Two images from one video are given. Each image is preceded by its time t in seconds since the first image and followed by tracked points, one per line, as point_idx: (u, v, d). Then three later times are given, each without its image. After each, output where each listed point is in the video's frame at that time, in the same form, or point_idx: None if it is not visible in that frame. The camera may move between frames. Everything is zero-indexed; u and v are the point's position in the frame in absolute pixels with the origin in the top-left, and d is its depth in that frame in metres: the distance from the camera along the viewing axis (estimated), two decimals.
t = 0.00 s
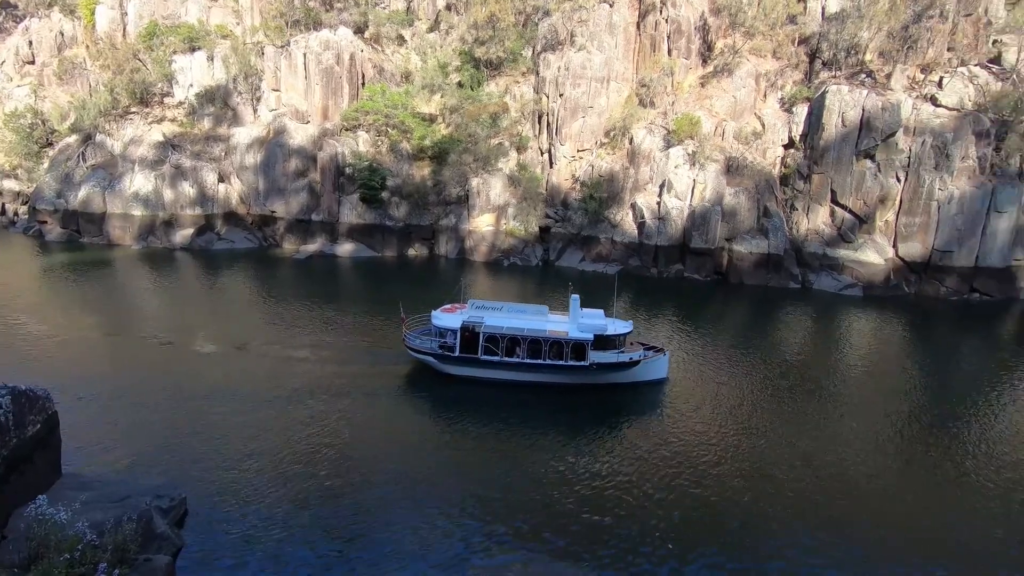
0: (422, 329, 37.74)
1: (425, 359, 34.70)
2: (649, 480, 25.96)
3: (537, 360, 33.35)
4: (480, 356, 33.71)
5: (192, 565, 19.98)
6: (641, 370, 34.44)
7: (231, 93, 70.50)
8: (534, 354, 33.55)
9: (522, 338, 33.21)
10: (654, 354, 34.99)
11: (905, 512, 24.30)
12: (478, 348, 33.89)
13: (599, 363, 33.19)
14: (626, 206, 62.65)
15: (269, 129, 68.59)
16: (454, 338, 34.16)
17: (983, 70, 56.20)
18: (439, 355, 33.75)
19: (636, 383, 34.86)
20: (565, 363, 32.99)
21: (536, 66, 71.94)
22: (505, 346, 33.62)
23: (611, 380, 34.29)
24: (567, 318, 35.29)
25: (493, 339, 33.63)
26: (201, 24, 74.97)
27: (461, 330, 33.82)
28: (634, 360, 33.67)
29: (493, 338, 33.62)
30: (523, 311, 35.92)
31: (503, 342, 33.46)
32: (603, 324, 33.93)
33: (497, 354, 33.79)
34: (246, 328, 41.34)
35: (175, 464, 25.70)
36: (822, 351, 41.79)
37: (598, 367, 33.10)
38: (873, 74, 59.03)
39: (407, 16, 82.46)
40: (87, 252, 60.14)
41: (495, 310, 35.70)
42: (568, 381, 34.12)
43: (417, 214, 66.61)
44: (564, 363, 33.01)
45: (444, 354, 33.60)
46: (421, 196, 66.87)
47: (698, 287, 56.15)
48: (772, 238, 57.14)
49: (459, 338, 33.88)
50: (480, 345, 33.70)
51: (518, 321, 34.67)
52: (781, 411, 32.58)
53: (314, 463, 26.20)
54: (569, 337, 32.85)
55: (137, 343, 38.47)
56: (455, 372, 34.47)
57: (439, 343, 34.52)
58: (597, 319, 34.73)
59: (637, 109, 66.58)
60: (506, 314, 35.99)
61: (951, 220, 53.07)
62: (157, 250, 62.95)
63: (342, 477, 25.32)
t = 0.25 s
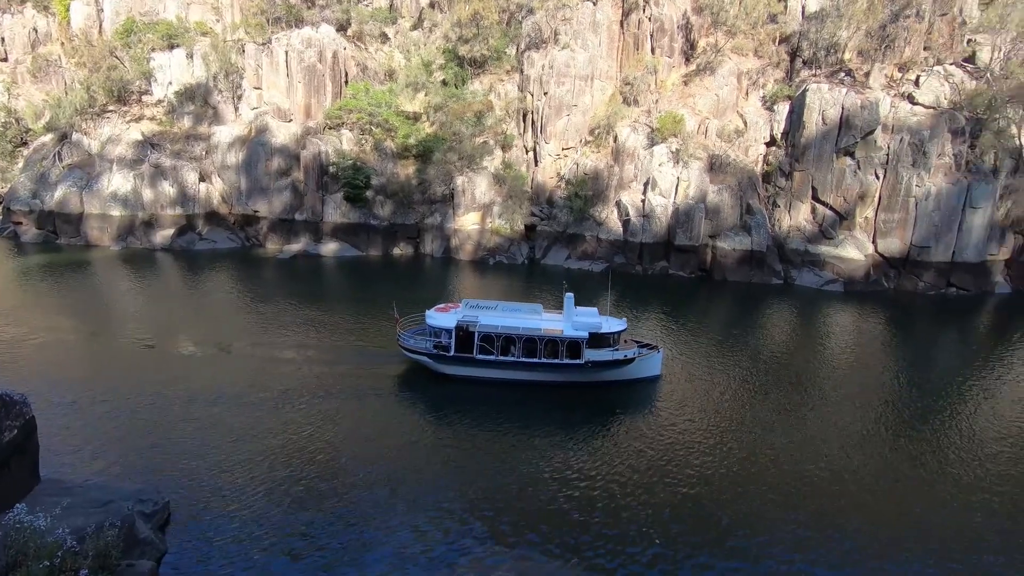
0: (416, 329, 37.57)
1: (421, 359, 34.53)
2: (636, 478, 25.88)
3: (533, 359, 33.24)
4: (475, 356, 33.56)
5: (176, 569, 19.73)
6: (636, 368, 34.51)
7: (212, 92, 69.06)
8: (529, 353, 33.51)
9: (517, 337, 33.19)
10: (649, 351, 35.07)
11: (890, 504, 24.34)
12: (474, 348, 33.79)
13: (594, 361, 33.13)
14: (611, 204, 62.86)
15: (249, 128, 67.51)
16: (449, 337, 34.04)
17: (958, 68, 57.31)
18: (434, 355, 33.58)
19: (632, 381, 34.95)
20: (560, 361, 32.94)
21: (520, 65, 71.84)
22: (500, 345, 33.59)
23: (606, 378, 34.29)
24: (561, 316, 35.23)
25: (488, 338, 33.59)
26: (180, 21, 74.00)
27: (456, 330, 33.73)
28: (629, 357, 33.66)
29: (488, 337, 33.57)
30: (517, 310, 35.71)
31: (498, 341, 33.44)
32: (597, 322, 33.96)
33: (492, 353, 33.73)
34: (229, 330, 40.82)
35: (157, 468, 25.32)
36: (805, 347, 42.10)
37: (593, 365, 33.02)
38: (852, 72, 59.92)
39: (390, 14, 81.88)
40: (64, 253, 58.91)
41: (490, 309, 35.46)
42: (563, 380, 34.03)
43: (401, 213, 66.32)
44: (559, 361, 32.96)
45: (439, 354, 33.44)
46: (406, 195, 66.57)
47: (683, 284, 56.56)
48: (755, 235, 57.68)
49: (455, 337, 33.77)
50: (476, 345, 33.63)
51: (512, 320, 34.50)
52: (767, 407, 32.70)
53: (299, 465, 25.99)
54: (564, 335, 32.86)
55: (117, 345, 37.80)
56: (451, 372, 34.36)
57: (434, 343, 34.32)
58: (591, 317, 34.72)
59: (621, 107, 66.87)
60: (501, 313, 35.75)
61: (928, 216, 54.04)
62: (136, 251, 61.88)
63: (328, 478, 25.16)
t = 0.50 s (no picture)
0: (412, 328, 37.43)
1: (417, 359, 34.41)
2: (626, 476, 25.95)
3: (531, 358, 33.25)
4: (472, 356, 33.49)
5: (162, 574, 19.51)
6: (633, 365, 34.62)
7: (193, 90, 68.59)
8: (526, 352, 33.53)
9: (513, 336, 33.22)
10: (644, 348, 35.20)
11: (874, 499, 24.61)
12: (470, 347, 33.71)
13: (591, 359, 33.21)
14: (597, 202, 63.14)
15: (233, 127, 66.60)
16: (446, 337, 33.95)
17: (937, 67, 58.53)
18: (431, 355, 33.46)
19: (629, 378, 35.11)
20: (557, 360, 32.98)
21: (506, 63, 71.69)
22: (497, 345, 33.60)
23: (602, 376, 34.40)
24: (557, 314, 35.21)
25: (485, 337, 33.58)
26: (160, 18, 73.04)
27: (452, 329, 33.63)
28: (625, 355, 33.70)
29: (485, 337, 33.56)
30: (514, 309, 35.12)
31: (495, 340, 33.46)
32: (593, 320, 34.00)
33: (489, 353, 33.72)
34: (214, 331, 40.37)
35: (142, 472, 25.01)
36: (791, 344, 42.52)
37: (590, 364, 33.11)
38: (834, 71, 60.63)
39: (374, 12, 81.27)
40: (43, 254, 57.91)
41: (486, 309, 34.84)
42: (560, 378, 34.12)
43: (388, 212, 65.94)
44: (556, 360, 32.99)
45: (436, 354, 33.33)
46: (392, 194, 66.25)
47: (669, 281, 57.05)
48: (740, 232, 58.27)
49: (451, 337, 33.69)
50: (472, 344, 33.59)
51: (509, 319, 34.40)
52: (754, 404, 32.96)
53: (287, 466, 25.80)
54: (560, 334, 32.93)
55: (99, 348, 37.21)
56: (448, 371, 34.33)
57: (431, 343, 34.17)
58: (587, 315, 34.70)
59: (607, 106, 67.10)
60: (497, 313, 35.02)
61: (909, 213, 54.87)
62: (118, 251, 61.02)
63: (316, 479, 25.02)
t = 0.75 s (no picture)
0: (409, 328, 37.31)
1: (413, 360, 34.33)
2: (615, 475, 25.98)
3: (528, 357, 33.26)
4: (469, 355, 33.48)
5: None
6: (629, 363, 34.68)
7: (175, 88, 67.55)
8: (523, 351, 33.52)
9: (510, 336, 33.17)
10: (640, 347, 35.30)
11: (860, 494, 24.93)
12: (467, 347, 33.68)
13: (588, 358, 33.28)
14: (584, 201, 63.44)
15: (216, 126, 65.84)
16: (442, 337, 33.85)
17: (917, 67, 59.63)
18: (428, 355, 33.40)
19: (627, 375, 35.21)
20: (554, 359, 32.99)
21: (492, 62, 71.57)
22: (494, 345, 33.57)
23: (599, 374, 34.48)
24: (553, 313, 35.15)
25: (481, 337, 33.52)
26: (141, 16, 72.07)
27: (449, 330, 33.54)
28: (621, 354, 33.76)
29: (481, 337, 33.51)
30: (510, 309, 35.11)
31: (491, 340, 33.42)
32: (589, 319, 33.99)
33: (485, 352, 33.70)
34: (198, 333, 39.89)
35: (124, 477, 24.65)
36: (776, 340, 42.97)
37: (586, 362, 33.19)
38: (817, 71, 61.29)
39: (360, 10, 80.66)
40: (22, 256, 56.91)
41: (482, 308, 34.88)
42: (557, 376, 34.18)
43: (375, 212, 65.60)
44: (553, 359, 33.01)
45: (433, 355, 33.27)
46: (379, 194, 65.90)
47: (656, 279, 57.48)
48: (726, 230, 58.68)
49: (448, 337, 33.58)
50: (469, 345, 33.54)
51: (505, 318, 34.40)
52: (741, 401, 33.24)
53: (274, 469, 25.58)
54: (556, 333, 32.90)
55: (80, 351, 36.61)
56: (445, 371, 34.31)
57: (427, 344, 34.02)
58: (583, 314, 34.67)
59: (594, 105, 67.30)
60: (492, 313, 35.06)
61: (890, 211, 55.69)
62: (99, 253, 60.14)
63: (303, 481, 24.83)
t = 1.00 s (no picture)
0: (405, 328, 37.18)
1: (410, 360, 34.19)
2: (607, 473, 25.98)
3: (525, 356, 33.27)
4: (466, 355, 33.43)
5: None
6: (626, 362, 34.83)
7: (157, 87, 66.76)
8: (520, 351, 33.53)
9: (508, 335, 33.13)
10: (637, 345, 35.49)
11: (848, 488, 25.19)
12: (464, 347, 33.61)
13: (585, 357, 33.39)
14: (572, 200, 63.69)
15: (200, 125, 65.09)
16: (440, 337, 33.73)
17: (897, 67, 60.71)
18: (425, 355, 33.27)
19: (625, 373, 35.35)
20: (552, 358, 33.05)
21: (479, 61, 71.47)
22: (491, 344, 33.52)
23: (597, 372, 34.57)
24: (550, 313, 35.16)
25: (479, 337, 33.43)
26: (122, 13, 71.03)
27: (446, 330, 33.44)
28: (618, 352, 33.92)
29: (479, 336, 33.44)
30: (506, 308, 35.12)
31: (489, 340, 33.35)
32: (586, 318, 34.07)
33: (483, 352, 33.64)
34: (183, 334, 39.42)
35: (109, 481, 24.28)
36: (762, 337, 43.36)
37: (584, 361, 33.30)
38: (800, 70, 61.96)
39: (345, 8, 80.06)
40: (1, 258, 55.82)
41: (478, 308, 34.86)
42: (555, 375, 34.25)
43: (362, 212, 65.21)
44: (551, 358, 33.06)
45: (430, 354, 33.16)
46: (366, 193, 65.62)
47: (643, 277, 57.75)
48: (712, 228, 59.28)
49: (445, 337, 33.46)
50: (466, 345, 33.46)
51: (502, 318, 34.43)
52: (730, 398, 33.47)
53: (263, 471, 25.36)
54: (554, 332, 32.94)
55: (62, 354, 35.99)
56: (442, 372, 34.22)
57: (424, 343, 33.92)
58: (580, 313, 34.74)
59: (580, 104, 67.47)
60: (489, 313, 35.07)
61: (873, 208, 56.49)
62: (81, 254, 59.20)
63: (293, 483, 24.67)
